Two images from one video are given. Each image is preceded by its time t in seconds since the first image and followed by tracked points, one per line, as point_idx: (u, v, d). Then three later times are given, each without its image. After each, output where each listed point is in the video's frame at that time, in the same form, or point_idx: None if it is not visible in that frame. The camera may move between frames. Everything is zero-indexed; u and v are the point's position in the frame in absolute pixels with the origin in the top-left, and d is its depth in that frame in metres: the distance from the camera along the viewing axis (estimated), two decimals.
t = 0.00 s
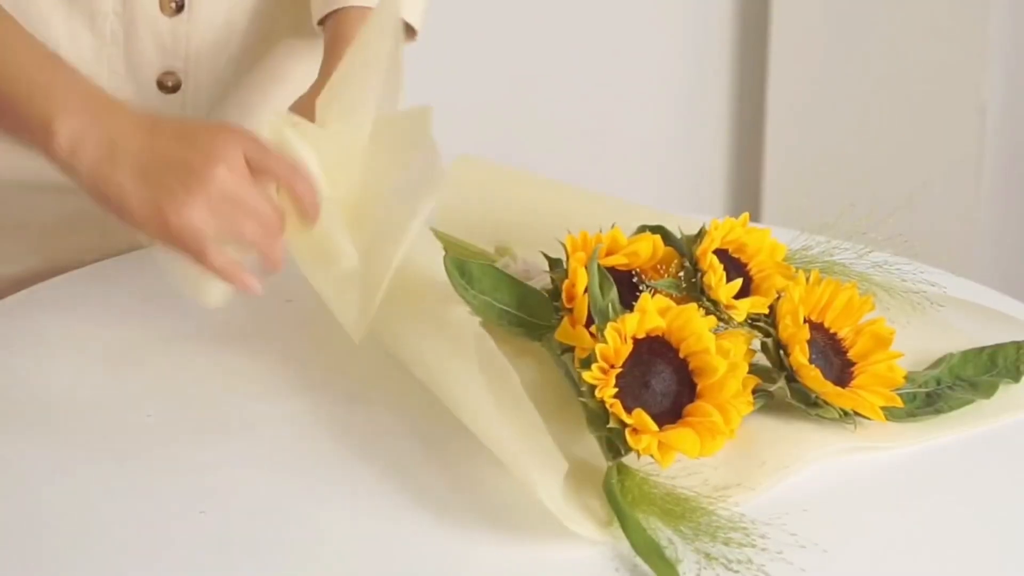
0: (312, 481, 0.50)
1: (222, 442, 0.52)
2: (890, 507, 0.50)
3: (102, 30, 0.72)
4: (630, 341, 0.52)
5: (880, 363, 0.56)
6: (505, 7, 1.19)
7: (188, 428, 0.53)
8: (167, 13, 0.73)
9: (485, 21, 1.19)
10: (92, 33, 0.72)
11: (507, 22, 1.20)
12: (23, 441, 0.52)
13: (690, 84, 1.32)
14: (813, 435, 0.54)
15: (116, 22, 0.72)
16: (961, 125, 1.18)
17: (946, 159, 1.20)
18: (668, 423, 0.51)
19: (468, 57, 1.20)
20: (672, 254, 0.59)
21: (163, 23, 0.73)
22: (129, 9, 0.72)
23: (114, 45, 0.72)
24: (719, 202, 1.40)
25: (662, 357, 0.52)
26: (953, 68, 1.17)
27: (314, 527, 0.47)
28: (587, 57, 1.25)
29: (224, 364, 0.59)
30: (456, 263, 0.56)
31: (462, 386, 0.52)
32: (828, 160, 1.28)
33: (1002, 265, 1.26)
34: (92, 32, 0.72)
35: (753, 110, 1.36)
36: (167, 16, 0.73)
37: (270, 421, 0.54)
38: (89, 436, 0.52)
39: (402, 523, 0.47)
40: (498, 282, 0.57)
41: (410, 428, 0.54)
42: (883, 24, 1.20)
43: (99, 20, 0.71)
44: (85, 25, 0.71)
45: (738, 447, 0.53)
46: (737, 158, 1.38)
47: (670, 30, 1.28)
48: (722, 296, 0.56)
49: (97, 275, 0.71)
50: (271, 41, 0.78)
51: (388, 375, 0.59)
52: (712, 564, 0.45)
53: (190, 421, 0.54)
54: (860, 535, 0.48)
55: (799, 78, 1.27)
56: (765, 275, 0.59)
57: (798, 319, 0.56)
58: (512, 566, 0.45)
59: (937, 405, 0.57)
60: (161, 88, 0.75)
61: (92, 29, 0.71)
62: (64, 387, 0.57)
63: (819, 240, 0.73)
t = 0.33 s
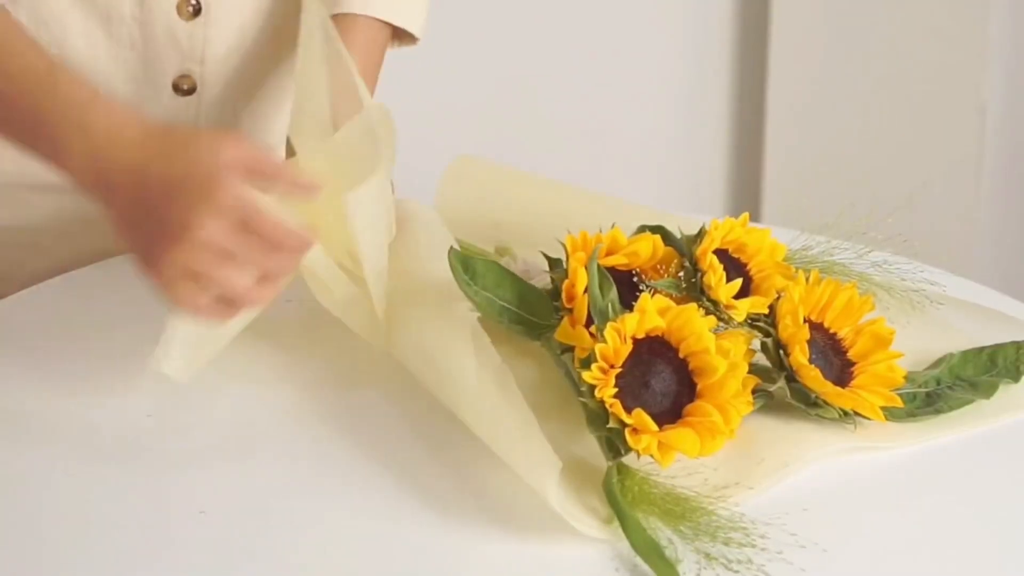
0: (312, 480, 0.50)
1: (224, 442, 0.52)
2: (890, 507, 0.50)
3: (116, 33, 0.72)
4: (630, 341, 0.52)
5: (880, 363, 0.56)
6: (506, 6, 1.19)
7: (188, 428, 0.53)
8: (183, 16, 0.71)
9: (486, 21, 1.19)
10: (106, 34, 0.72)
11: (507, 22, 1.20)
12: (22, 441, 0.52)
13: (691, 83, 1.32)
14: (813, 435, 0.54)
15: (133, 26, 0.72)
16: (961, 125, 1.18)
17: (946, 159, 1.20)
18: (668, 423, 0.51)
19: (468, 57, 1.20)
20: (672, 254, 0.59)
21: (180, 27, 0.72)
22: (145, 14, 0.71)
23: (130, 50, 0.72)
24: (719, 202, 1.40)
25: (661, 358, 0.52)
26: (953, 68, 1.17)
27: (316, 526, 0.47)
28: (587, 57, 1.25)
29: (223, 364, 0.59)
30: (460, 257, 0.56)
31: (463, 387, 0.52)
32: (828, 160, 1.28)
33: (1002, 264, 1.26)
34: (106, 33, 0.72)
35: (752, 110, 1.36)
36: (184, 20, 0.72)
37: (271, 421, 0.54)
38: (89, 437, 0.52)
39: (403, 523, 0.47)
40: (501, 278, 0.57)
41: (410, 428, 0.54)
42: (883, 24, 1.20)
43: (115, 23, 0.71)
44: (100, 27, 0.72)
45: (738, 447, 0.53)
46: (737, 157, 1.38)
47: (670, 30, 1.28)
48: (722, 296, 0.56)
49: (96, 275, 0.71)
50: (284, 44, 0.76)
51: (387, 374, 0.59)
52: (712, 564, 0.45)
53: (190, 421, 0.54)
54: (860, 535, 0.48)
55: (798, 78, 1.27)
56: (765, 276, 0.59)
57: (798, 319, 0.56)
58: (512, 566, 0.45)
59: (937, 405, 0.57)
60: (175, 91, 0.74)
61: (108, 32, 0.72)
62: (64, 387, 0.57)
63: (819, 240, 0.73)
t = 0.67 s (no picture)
0: (312, 480, 0.50)
1: (226, 441, 0.53)
2: (890, 506, 0.50)
3: (125, 37, 0.70)
4: (630, 341, 0.52)
5: (879, 363, 0.56)
6: (507, 6, 1.19)
7: (189, 428, 0.54)
8: (190, 19, 0.70)
9: (486, 21, 1.19)
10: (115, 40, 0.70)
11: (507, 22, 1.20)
12: (22, 441, 0.52)
13: (690, 84, 1.32)
14: (813, 435, 0.54)
15: (140, 29, 0.70)
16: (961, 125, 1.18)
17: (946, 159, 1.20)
18: (668, 423, 0.51)
19: (471, 57, 1.19)
20: (672, 254, 0.59)
21: (187, 30, 0.71)
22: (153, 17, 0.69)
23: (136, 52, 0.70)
24: (719, 202, 1.40)
25: (661, 358, 0.52)
26: (953, 68, 1.17)
27: (316, 526, 0.47)
28: (587, 57, 1.26)
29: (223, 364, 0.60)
30: (463, 257, 0.55)
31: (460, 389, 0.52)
32: (828, 160, 1.28)
33: (1002, 264, 1.26)
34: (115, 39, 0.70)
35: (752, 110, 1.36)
36: (191, 24, 0.71)
37: (272, 421, 0.54)
38: (90, 437, 0.53)
39: (403, 523, 0.47)
40: (503, 277, 0.57)
41: (410, 428, 0.54)
42: (883, 25, 1.20)
43: (123, 27, 0.69)
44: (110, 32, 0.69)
45: (737, 447, 0.53)
46: (737, 157, 1.38)
47: (671, 31, 1.28)
48: (722, 296, 0.56)
49: (96, 275, 0.71)
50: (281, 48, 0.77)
51: (387, 374, 0.59)
52: (712, 564, 0.45)
53: (188, 422, 0.54)
54: (860, 535, 0.48)
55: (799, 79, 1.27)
56: (764, 276, 0.59)
57: (798, 319, 0.56)
58: (511, 566, 0.45)
59: (937, 405, 0.57)
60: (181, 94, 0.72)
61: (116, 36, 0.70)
62: (62, 388, 0.57)
63: (819, 240, 0.73)
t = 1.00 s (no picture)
0: (314, 482, 0.50)
1: (226, 444, 0.53)
2: (891, 507, 0.50)
3: (134, 38, 0.67)
4: (630, 341, 0.52)
5: (879, 363, 0.56)
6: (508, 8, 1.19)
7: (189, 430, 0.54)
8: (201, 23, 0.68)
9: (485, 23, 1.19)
10: (124, 40, 0.67)
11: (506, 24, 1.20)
12: (23, 445, 0.52)
13: (690, 84, 1.32)
14: (813, 435, 0.54)
15: (150, 31, 0.67)
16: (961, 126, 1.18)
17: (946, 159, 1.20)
18: (668, 423, 0.51)
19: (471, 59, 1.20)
20: (672, 254, 0.59)
21: (196, 32, 0.68)
22: (163, 20, 0.67)
23: (146, 55, 0.68)
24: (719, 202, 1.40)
25: (661, 357, 0.52)
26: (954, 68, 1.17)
27: (316, 527, 0.47)
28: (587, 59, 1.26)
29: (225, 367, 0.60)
30: (459, 262, 0.56)
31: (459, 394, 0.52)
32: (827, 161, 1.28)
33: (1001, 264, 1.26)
34: (124, 39, 0.67)
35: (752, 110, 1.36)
36: (201, 26, 0.68)
37: (272, 422, 0.55)
38: (90, 441, 0.53)
39: (405, 526, 0.47)
40: (502, 281, 0.57)
41: (409, 430, 0.54)
42: (883, 25, 1.20)
43: (132, 27, 0.67)
44: (117, 32, 0.67)
45: (737, 447, 0.53)
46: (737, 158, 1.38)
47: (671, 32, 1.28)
48: (722, 296, 0.56)
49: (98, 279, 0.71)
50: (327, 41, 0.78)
51: (387, 376, 0.59)
52: (712, 564, 0.45)
53: (190, 424, 0.54)
54: (860, 535, 0.48)
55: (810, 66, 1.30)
56: (764, 276, 0.59)
57: (798, 319, 0.56)
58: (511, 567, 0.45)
59: (937, 405, 0.57)
60: (189, 95, 0.71)
61: (125, 37, 0.67)
62: (65, 390, 0.57)
63: (819, 240, 0.73)
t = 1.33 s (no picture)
0: (314, 483, 0.50)
1: (225, 445, 0.53)
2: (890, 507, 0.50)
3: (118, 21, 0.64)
4: (628, 340, 0.51)
5: (880, 364, 0.56)
6: None
7: (188, 431, 0.54)
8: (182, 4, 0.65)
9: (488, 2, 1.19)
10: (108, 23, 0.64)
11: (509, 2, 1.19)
12: (22, 444, 0.52)
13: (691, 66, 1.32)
14: (811, 435, 0.54)
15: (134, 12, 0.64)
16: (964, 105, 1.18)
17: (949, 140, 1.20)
18: (665, 422, 0.50)
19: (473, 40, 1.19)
20: (674, 254, 0.59)
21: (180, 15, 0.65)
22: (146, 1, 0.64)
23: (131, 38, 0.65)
24: (719, 185, 1.39)
25: (660, 357, 0.52)
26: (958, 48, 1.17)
27: (317, 527, 0.47)
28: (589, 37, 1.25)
29: (223, 367, 0.60)
30: (450, 266, 0.55)
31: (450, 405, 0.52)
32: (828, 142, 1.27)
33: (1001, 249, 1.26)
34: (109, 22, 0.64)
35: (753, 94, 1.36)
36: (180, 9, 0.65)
37: (272, 424, 0.55)
38: (89, 440, 0.53)
39: (404, 527, 0.47)
40: (495, 282, 0.56)
41: (407, 432, 0.54)
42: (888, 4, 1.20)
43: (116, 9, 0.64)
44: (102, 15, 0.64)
45: (735, 447, 0.53)
46: (737, 141, 1.38)
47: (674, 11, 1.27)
48: (722, 296, 0.55)
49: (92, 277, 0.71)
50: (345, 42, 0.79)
51: (385, 379, 0.59)
52: (710, 562, 0.45)
53: (189, 425, 0.54)
54: (858, 535, 0.48)
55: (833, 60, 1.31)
56: (765, 276, 0.59)
57: (798, 320, 0.55)
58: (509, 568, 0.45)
59: (938, 407, 0.57)
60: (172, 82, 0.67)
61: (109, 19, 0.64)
62: (65, 386, 0.57)
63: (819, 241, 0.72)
